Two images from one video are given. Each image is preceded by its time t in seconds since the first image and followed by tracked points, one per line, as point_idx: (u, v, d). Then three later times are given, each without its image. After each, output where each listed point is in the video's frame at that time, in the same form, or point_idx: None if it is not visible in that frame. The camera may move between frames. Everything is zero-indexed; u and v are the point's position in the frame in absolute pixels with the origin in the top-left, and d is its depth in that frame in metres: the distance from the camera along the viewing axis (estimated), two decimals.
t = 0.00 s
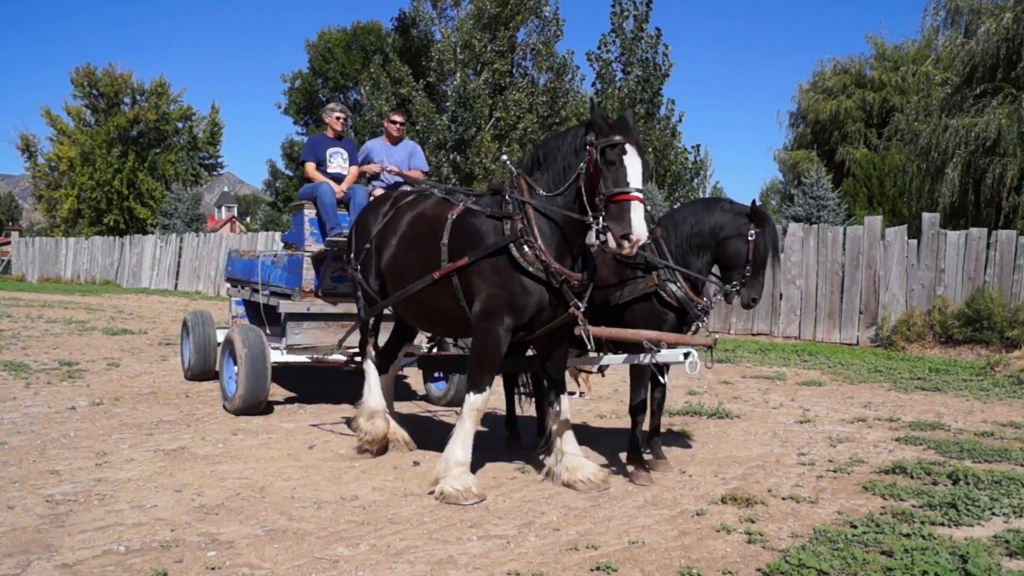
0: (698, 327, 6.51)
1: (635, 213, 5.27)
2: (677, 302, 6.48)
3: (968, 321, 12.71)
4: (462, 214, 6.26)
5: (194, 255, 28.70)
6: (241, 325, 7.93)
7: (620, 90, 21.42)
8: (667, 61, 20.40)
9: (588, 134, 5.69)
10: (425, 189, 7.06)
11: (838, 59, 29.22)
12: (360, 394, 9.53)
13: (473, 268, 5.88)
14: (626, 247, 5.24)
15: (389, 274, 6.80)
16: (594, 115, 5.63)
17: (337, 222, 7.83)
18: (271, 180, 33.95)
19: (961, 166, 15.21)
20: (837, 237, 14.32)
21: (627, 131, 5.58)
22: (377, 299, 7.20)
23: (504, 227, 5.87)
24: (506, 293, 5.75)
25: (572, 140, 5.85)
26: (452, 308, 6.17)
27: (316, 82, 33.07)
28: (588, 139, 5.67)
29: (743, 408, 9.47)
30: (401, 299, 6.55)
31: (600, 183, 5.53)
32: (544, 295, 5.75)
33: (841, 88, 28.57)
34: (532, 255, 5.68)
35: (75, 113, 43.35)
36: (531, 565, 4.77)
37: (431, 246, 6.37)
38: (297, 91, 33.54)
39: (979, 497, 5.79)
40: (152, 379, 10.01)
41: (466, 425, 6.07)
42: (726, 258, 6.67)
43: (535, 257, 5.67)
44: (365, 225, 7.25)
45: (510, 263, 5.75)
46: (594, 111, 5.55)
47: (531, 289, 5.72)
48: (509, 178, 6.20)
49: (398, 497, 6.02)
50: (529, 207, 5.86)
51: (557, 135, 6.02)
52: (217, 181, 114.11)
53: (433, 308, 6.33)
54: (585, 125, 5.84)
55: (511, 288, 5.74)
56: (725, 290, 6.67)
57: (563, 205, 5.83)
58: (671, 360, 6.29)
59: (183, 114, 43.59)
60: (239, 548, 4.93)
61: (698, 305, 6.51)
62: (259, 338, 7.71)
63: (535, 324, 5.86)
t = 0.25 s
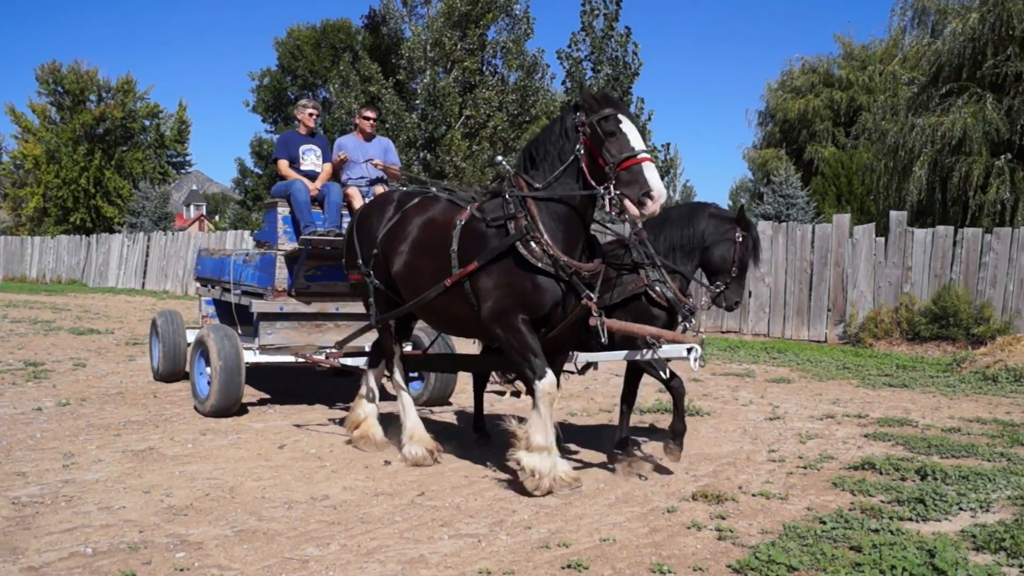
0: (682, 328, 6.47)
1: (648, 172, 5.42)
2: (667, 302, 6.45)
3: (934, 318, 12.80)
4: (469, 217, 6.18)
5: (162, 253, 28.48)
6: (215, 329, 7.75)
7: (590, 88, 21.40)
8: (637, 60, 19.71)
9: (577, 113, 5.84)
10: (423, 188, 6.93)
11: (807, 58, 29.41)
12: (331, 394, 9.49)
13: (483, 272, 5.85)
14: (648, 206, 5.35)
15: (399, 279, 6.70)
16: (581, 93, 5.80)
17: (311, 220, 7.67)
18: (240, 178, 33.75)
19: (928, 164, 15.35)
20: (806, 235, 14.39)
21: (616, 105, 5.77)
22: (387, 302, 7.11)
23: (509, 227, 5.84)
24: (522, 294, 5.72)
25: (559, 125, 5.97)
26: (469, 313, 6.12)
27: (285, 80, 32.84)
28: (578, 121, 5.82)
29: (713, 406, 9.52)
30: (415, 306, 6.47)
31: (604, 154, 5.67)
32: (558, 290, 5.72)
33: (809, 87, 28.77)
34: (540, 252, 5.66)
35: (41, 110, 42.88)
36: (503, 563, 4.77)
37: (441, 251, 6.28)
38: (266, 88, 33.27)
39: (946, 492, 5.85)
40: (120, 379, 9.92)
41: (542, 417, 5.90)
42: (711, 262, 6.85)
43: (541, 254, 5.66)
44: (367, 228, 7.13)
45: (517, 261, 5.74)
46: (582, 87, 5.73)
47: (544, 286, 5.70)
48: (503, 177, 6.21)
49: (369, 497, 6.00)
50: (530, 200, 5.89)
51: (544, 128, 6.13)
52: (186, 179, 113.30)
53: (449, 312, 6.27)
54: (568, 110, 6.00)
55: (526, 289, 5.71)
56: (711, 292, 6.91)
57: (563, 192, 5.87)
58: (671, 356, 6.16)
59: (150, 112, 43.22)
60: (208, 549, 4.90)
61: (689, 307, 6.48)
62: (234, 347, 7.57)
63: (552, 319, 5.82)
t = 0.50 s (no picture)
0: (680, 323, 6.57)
1: (657, 162, 5.51)
2: (665, 300, 6.56)
3: (903, 316, 12.93)
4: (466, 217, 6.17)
5: (131, 253, 28.24)
6: (192, 334, 7.61)
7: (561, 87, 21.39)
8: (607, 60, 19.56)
9: (576, 108, 5.89)
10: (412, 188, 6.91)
11: (776, 57, 29.58)
12: (303, 394, 9.48)
13: (485, 271, 5.85)
14: (660, 194, 5.45)
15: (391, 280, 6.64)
16: (579, 87, 5.85)
17: (286, 218, 7.63)
18: (210, 177, 33.51)
19: (897, 163, 15.49)
20: (775, 233, 14.61)
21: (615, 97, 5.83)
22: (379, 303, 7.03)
23: (510, 224, 5.84)
24: (526, 290, 5.73)
25: (555, 120, 6.00)
26: (468, 313, 6.09)
27: (254, 78, 32.59)
28: (578, 115, 5.87)
29: (684, 403, 9.57)
30: (409, 306, 6.42)
31: (609, 150, 5.73)
32: (562, 288, 5.75)
33: (779, 86, 28.94)
34: (545, 247, 5.69)
35: (6, 108, 42.37)
36: (474, 562, 4.78)
37: (438, 250, 6.25)
38: (235, 86, 32.96)
39: (915, 488, 5.93)
40: (89, 379, 9.84)
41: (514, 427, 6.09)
42: (704, 251, 6.78)
43: (545, 251, 5.68)
44: (356, 229, 7.09)
45: (520, 259, 5.75)
46: (581, 82, 5.78)
47: (549, 282, 5.71)
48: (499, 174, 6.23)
49: (340, 496, 5.99)
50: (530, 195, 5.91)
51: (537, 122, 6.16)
52: (156, 177, 112.33)
53: (446, 313, 6.23)
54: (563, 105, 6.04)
55: (531, 285, 5.72)
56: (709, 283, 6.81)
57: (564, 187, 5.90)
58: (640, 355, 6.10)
59: (118, 110, 42.82)
60: (178, 550, 4.88)
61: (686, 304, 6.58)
62: (213, 358, 7.51)
63: (556, 319, 5.85)
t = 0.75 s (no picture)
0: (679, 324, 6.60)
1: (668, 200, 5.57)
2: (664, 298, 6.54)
3: (875, 313, 13.07)
4: (467, 212, 6.21)
5: (102, 251, 28.02)
6: (174, 343, 7.43)
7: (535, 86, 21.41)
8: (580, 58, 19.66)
9: (602, 126, 5.90)
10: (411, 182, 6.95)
11: (748, 56, 29.75)
12: (277, 394, 9.45)
13: (483, 269, 5.87)
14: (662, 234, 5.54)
15: (383, 270, 6.64)
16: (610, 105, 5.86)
17: (264, 216, 7.51)
18: (181, 175, 33.29)
19: (868, 161, 15.64)
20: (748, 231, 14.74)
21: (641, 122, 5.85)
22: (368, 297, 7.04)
23: (515, 225, 5.88)
24: (523, 291, 5.77)
25: (580, 132, 6.02)
26: (459, 308, 6.10)
27: (226, 76, 32.36)
28: (604, 132, 5.89)
29: (657, 401, 9.63)
30: (399, 298, 6.42)
31: (625, 174, 5.76)
32: (558, 294, 5.80)
33: (751, 84, 29.11)
34: (547, 253, 5.73)
35: None
36: (447, 560, 4.80)
37: (434, 243, 6.27)
38: (206, 84, 32.66)
39: (886, 485, 6.00)
40: (59, 379, 9.78)
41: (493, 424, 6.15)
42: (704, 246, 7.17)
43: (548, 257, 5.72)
44: (352, 220, 7.11)
45: (522, 263, 5.78)
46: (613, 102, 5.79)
47: (548, 287, 5.75)
48: (507, 173, 6.25)
49: (313, 496, 5.98)
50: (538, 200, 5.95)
51: (560, 129, 6.17)
52: (127, 176, 111.36)
53: (435, 307, 6.24)
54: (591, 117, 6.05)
55: (529, 287, 5.76)
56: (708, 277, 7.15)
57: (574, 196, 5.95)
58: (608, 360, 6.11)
59: (89, 108, 42.45)
60: (150, 550, 4.87)
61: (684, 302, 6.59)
62: (193, 373, 7.44)
63: (547, 324, 5.90)
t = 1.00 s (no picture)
0: (674, 321, 6.66)
1: (667, 189, 5.64)
2: (660, 298, 6.63)
3: (849, 311, 13.15)
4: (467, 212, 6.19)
5: (75, 251, 27.79)
6: (161, 356, 7.29)
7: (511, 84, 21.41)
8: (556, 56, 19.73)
9: (600, 119, 5.97)
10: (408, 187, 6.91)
11: (722, 54, 29.91)
12: (252, 394, 9.41)
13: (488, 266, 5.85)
14: (659, 223, 5.62)
15: (383, 274, 6.58)
16: (607, 98, 5.92)
17: (244, 215, 7.49)
18: (155, 174, 33.06)
19: (842, 159, 15.75)
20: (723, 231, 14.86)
21: (639, 113, 5.91)
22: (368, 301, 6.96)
23: (517, 220, 5.91)
24: (527, 285, 5.78)
25: (578, 126, 6.08)
26: (463, 307, 6.08)
27: (200, 74, 32.11)
28: (602, 125, 5.95)
29: (633, 400, 9.66)
30: (401, 300, 6.38)
31: (624, 165, 5.82)
32: (558, 287, 5.86)
33: (725, 83, 29.24)
34: (553, 246, 5.77)
35: None
36: (423, 560, 4.80)
37: (438, 244, 6.23)
38: (180, 82, 32.37)
39: (861, 482, 6.05)
40: (32, 379, 9.70)
41: (479, 419, 6.16)
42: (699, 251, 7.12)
43: (553, 248, 5.76)
44: (349, 224, 7.00)
45: (526, 256, 5.81)
46: (610, 94, 5.85)
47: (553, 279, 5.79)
48: (508, 172, 6.27)
49: (288, 495, 5.97)
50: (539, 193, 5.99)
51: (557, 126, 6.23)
52: (100, 175, 110.44)
53: (439, 308, 6.20)
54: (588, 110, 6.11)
55: (534, 281, 5.79)
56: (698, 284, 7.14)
57: (572, 189, 6.02)
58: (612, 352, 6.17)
59: (61, 106, 42.08)
60: (124, 550, 4.84)
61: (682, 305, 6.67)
62: (174, 390, 7.40)
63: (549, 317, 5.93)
